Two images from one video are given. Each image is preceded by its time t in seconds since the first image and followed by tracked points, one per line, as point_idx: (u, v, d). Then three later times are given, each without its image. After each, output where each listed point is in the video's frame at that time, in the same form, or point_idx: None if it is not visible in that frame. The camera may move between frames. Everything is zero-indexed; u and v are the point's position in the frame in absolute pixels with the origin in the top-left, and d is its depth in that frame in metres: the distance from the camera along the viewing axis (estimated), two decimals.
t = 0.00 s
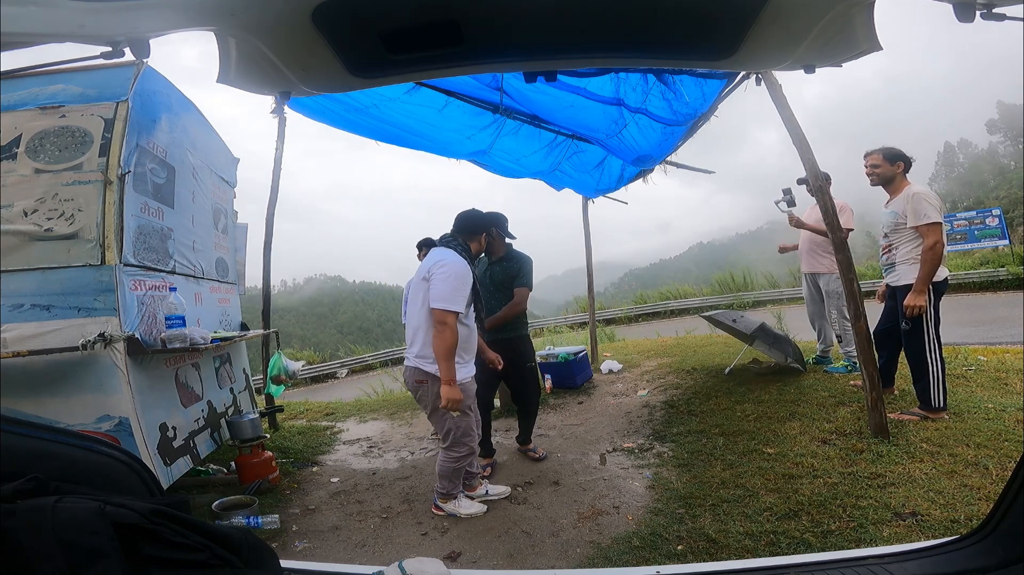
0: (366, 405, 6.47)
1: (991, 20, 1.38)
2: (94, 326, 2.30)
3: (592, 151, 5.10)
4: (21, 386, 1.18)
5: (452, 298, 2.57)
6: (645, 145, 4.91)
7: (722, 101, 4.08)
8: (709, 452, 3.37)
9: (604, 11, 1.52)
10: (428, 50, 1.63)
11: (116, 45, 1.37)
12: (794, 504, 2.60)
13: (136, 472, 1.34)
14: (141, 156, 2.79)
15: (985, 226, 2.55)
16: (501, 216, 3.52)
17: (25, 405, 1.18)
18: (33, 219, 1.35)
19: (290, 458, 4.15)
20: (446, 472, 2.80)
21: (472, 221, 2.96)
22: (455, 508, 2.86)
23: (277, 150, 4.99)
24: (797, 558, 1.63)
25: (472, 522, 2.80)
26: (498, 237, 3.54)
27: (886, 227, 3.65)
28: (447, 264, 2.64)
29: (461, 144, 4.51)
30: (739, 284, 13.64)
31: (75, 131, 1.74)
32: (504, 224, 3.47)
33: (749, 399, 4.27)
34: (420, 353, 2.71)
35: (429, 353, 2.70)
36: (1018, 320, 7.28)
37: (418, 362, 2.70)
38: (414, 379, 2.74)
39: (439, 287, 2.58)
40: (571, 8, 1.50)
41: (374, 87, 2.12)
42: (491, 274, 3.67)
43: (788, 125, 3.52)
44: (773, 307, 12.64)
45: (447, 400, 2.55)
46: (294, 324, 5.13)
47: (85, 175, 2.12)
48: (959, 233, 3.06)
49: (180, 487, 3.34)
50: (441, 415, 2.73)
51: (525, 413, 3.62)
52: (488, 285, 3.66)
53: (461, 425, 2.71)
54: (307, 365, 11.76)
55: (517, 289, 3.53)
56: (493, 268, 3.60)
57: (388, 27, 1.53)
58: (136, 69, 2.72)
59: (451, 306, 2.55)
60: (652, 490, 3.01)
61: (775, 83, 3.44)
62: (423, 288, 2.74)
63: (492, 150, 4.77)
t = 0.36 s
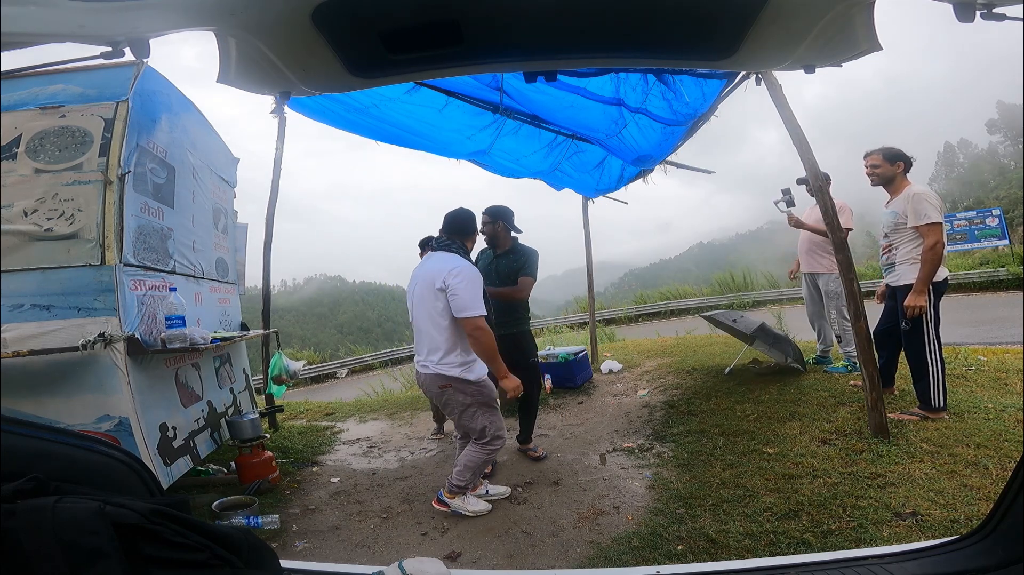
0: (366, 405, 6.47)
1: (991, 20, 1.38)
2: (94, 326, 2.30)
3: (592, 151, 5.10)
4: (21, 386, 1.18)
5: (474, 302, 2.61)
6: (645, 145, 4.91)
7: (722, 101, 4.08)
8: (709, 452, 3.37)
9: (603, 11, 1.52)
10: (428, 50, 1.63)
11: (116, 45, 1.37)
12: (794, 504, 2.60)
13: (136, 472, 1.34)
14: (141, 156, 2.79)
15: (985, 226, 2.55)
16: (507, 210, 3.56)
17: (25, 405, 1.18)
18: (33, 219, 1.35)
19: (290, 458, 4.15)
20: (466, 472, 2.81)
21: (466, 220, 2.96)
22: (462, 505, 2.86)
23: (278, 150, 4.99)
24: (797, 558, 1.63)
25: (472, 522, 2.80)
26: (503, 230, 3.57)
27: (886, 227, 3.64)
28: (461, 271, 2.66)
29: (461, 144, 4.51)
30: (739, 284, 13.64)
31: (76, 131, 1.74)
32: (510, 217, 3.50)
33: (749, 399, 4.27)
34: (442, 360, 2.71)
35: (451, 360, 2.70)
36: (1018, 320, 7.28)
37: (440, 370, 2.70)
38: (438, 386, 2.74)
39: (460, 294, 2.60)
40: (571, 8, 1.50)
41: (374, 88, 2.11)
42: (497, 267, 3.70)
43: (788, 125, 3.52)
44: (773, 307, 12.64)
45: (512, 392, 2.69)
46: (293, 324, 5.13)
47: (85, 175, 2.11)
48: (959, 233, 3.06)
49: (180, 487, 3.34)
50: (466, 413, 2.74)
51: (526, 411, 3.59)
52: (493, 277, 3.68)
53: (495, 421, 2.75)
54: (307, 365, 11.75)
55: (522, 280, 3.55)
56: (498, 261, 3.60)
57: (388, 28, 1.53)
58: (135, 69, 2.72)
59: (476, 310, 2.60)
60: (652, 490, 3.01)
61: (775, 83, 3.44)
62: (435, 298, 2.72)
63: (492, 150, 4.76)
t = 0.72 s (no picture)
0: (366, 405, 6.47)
1: (991, 20, 1.38)
2: (94, 326, 2.30)
3: (592, 151, 5.10)
4: (21, 386, 1.18)
5: (490, 290, 2.65)
6: (645, 145, 4.91)
7: (722, 101, 4.08)
8: (709, 452, 3.37)
9: (603, 11, 1.52)
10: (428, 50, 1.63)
11: (116, 45, 1.37)
12: (794, 504, 2.60)
13: (136, 472, 1.34)
14: (141, 156, 2.79)
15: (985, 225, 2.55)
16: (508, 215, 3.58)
17: (25, 405, 1.18)
18: (33, 219, 1.36)
19: (290, 458, 4.15)
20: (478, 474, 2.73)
21: (465, 212, 2.96)
22: (485, 515, 2.76)
23: (278, 150, 4.99)
24: (798, 558, 1.63)
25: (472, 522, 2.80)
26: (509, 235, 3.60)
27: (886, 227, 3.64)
28: (472, 259, 2.69)
29: (461, 144, 4.51)
30: (739, 284, 13.64)
31: (75, 131, 1.74)
32: (511, 221, 3.50)
33: (749, 399, 4.27)
34: (454, 351, 2.66)
35: (465, 350, 2.67)
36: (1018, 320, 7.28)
37: (454, 361, 2.63)
38: (447, 379, 2.64)
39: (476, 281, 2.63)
40: (570, 8, 1.50)
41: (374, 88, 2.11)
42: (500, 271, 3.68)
43: (788, 125, 3.52)
44: (773, 307, 12.64)
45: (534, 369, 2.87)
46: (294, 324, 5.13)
47: (85, 175, 2.11)
48: (959, 232, 3.06)
49: (180, 487, 3.33)
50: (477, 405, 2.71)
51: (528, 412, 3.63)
52: (495, 283, 3.63)
53: (495, 419, 2.73)
54: (307, 365, 11.75)
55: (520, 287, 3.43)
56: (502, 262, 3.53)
57: (388, 28, 1.53)
58: (136, 69, 2.72)
59: (495, 295, 2.66)
60: (652, 490, 3.01)
61: (775, 83, 3.44)
62: (447, 287, 2.71)
63: (492, 150, 4.76)
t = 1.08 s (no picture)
0: (365, 405, 6.47)
1: (991, 20, 1.38)
2: (94, 326, 2.31)
3: (592, 151, 5.10)
4: (21, 386, 1.18)
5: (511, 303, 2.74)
6: (645, 145, 4.91)
7: (722, 101, 4.08)
8: (709, 453, 3.37)
9: (603, 11, 1.52)
10: (428, 50, 1.63)
11: (116, 45, 1.37)
12: (794, 504, 2.60)
13: (136, 472, 1.34)
14: (141, 156, 2.79)
15: (985, 225, 2.55)
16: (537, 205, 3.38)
17: (25, 405, 1.18)
18: (33, 219, 1.35)
19: (290, 458, 4.15)
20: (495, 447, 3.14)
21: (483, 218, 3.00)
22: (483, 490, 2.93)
23: (278, 150, 4.99)
24: (798, 558, 1.63)
25: (472, 522, 2.81)
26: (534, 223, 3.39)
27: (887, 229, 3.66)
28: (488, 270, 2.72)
29: (461, 144, 4.51)
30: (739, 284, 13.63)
31: (75, 130, 1.74)
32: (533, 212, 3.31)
33: (749, 400, 4.27)
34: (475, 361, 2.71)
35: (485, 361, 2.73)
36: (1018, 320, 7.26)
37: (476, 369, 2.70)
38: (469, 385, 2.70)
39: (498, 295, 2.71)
40: (570, 7, 1.50)
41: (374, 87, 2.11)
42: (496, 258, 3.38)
43: (788, 125, 3.52)
44: (773, 307, 12.63)
45: (555, 381, 3.04)
46: (294, 324, 5.13)
47: (86, 175, 2.11)
48: (959, 233, 3.07)
49: (180, 488, 3.33)
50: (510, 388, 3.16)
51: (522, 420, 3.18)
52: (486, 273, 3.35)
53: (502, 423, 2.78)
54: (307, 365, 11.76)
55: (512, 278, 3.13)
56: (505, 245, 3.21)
57: (388, 28, 1.53)
58: (136, 69, 2.72)
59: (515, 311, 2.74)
60: (652, 490, 3.01)
61: (775, 83, 3.45)
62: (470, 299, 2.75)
63: (492, 150, 4.76)
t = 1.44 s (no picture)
0: (365, 405, 6.47)
1: (991, 20, 1.38)
2: (94, 326, 2.30)
3: (592, 151, 5.10)
4: (21, 386, 1.18)
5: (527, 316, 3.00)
6: (645, 145, 4.91)
7: (722, 101, 4.08)
8: (709, 453, 3.37)
9: (603, 10, 1.52)
10: (428, 50, 1.63)
11: (117, 45, 1.37)
12: (794, 504, 2.60)
13: (136, 472, 1.34)
14: (141, 156, 2.79)
15: (985, 224, 2.56)
16: (547, 218, 3.38)
17: (25, 405, 1.18)
18: (33, 219, 1.35)
19: (290, 458, 4.15)
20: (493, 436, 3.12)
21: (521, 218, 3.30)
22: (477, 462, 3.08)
23: (278, 150, 5.00)
24: (798, 558, 1.63)
25: (472, 522, 2.81)
26: (542, 236, 3.39)
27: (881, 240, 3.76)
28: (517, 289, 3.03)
29: (461, 144, 4.51)
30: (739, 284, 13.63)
31: (75, 130, 1.74)
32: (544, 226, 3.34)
33: (749, 400, 4.27)
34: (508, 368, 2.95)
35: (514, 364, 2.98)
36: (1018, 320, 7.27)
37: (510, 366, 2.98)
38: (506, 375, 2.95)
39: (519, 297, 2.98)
40: (570, 7, 1.50)
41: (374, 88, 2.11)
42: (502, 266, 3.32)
43: (788, 125, 3.52)
44: (773, 307, 12.63)
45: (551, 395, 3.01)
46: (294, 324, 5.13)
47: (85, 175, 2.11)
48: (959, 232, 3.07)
49: (180, 488, 3.33)
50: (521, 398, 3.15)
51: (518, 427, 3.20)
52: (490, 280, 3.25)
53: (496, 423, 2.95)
54: (307, 365, 11.73)
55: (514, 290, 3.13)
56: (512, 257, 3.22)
57: (388, 28, 1.53)
58: (136, 69, 2.72)
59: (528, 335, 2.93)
60: (652, 490, 3.01)
61: (775, 83, 3.45)
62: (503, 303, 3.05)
63: (492, 150, 4.76)
